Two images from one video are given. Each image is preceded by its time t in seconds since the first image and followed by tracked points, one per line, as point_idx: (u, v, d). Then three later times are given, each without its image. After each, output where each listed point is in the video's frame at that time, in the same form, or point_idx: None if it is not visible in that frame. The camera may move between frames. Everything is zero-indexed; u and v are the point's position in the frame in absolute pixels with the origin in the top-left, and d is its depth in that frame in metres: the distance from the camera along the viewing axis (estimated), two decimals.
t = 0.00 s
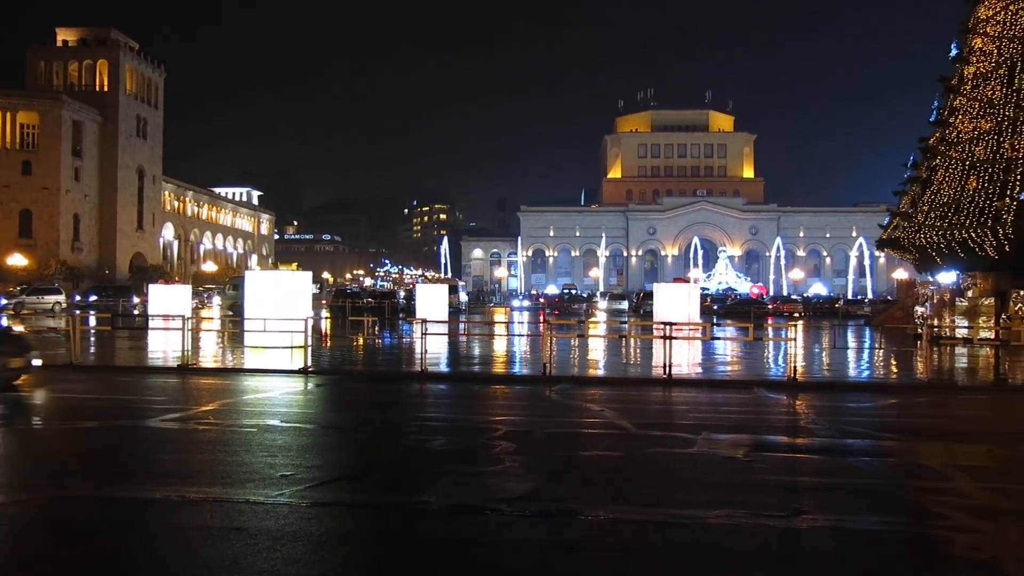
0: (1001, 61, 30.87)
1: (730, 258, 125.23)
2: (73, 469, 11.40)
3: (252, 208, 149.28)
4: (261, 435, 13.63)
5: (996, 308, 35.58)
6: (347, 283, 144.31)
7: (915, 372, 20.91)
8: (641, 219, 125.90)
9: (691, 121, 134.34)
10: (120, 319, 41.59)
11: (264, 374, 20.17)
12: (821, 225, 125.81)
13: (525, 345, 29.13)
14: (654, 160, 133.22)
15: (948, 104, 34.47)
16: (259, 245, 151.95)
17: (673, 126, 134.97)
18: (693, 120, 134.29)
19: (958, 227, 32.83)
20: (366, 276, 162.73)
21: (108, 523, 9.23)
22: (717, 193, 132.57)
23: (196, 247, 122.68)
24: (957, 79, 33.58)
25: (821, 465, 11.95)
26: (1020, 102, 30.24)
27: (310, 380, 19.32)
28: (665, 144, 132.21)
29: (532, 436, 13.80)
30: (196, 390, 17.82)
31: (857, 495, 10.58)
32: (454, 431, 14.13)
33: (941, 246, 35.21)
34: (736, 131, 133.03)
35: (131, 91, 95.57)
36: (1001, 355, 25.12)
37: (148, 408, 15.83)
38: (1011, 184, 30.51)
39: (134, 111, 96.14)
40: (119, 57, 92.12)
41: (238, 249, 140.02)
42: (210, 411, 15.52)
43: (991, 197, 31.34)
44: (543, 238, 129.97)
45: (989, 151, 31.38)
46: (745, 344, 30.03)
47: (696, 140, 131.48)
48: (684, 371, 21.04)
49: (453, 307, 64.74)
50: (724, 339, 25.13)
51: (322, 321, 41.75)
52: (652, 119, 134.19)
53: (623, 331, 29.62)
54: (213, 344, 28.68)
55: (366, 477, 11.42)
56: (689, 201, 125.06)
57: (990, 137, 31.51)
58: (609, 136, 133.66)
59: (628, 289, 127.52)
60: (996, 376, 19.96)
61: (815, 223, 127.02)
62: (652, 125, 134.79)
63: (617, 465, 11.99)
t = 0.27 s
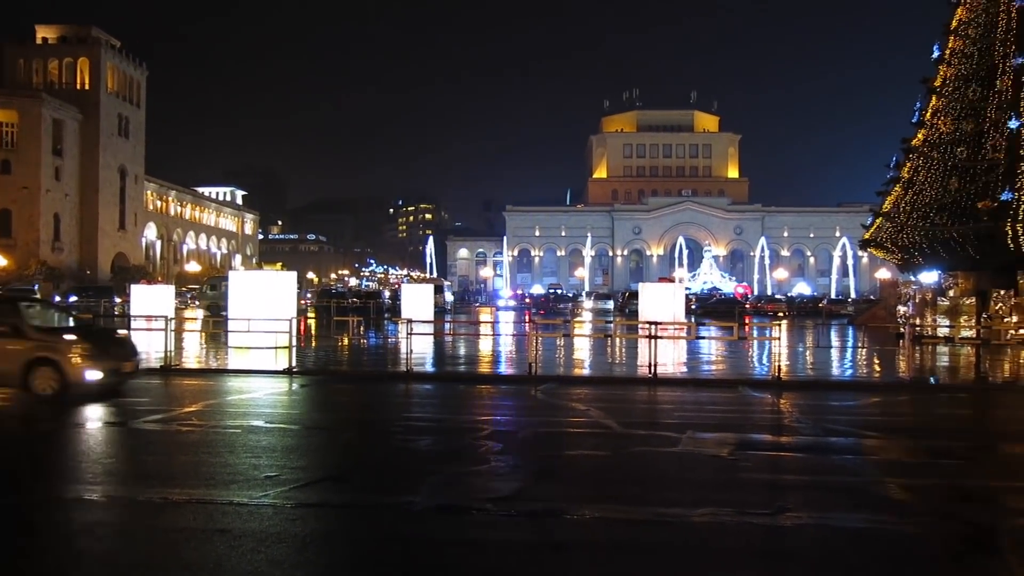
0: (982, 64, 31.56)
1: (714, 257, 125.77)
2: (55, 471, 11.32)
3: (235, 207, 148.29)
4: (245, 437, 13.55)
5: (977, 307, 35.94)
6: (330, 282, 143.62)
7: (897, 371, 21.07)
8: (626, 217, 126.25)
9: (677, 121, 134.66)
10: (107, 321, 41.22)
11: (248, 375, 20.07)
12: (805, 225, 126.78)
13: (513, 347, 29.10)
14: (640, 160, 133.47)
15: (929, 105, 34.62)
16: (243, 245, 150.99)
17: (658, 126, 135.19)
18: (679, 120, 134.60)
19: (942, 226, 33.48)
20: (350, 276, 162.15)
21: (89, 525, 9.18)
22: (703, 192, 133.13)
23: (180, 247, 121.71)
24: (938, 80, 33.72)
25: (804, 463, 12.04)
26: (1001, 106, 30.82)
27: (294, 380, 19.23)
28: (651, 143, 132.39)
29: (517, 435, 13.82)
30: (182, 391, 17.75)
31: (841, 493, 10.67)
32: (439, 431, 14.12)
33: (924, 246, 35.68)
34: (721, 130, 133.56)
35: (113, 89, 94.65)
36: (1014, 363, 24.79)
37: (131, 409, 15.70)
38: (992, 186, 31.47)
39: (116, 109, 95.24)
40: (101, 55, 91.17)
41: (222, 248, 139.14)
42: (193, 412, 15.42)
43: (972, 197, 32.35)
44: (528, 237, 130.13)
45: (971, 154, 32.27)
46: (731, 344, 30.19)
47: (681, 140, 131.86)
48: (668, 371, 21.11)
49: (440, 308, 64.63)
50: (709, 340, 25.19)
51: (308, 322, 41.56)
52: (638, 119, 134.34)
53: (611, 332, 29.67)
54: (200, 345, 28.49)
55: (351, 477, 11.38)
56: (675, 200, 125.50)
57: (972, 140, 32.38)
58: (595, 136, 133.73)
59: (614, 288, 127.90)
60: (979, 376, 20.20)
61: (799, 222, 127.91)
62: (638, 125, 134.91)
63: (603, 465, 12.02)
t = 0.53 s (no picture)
0: (947, 66, 32.69)
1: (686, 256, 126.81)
2: (15, 472, 11.10)
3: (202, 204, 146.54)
4: (212, 437, 13.39)
5: (942, 306, 36.21)
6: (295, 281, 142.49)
7: (864, 369, 21.41)
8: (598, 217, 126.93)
9: (649, 121, 135.31)
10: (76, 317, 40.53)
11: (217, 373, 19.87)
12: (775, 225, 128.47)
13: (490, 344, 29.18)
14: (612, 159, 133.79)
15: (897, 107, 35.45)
16: (212, 244, 148.95)
17: (631, 126, 135.60)
18: (651, 119, 135.24)
19: (906, 227, 34.15)
20: (318, 275, 161.00)
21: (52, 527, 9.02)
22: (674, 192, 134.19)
23: (147, 244, 119.83)
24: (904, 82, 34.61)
25: (770, 459, 12.19)
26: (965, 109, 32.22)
27: (264, 379, 19.11)
28: (623, 143, 132.79)
29: (487, 434, 13.80)
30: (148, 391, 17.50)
31: (806, 489, 10.82)
32: (409, 429, 14.09)
33: (890, 246, 36.05)
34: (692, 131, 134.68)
35: (78, 83, 93.07)
36: None
37: (97, 408, 15.48)
38: (957, 185, 32.61)
39: (81, 103, 93.70)
40: (66, 48, 89.60)
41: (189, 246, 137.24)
42: (161, 412, 15.23)
43: (937, 197, 33.15)
44: (500, 236, 130.39)
45: (937, 153, 33.02)
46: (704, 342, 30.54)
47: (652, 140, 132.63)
48: (641, 369, 21.28)
49: (412, 306, 64.44)
50: (682, 337, 25.37)
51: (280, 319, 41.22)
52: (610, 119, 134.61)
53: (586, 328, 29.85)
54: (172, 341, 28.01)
55: (319, 477, 11.30)
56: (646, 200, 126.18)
57: (938, 140, 33.17)
58: (568, 134, 133.41)
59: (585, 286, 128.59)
60: (946, 373, 20.66)
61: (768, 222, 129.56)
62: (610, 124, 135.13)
63: (572, 463, 12.04)
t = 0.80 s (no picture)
0: (901, 67, 33.30)
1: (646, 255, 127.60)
2: None
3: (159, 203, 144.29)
4: (168, 439, 13.19)
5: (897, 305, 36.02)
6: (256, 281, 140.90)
7: (821, 366, 21.72)
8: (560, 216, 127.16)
9: (609, 120, 135.39)
10: (23, 321, 39.62)
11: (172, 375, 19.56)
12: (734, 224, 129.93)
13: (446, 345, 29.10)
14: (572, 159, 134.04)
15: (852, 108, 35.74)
16: (169, 243, 146.91)
17: (591, 125, 135.70)
18: (611, 119, 135.36)
19: (861, 226, 34.36)
20: (279, 275, 159.42)
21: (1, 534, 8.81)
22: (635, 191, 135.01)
23: (101, 244, 117.97)
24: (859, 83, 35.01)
25: (730, 457, 12.30)
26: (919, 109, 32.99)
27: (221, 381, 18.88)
28: (583, 142, 133.05)
29: (448, 434, 13.77)
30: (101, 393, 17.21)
31: (766, 485, 10.93)
32: (370, 430, 14.03)
33: (845, 245, 36.45)
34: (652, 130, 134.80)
35: (29, 80, 91.10)
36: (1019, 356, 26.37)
37: (48, 412, 15.17)
38: (910, 186, 33.08)
39: (32, 101, 91.73)
40: (15, 45, 87.60)
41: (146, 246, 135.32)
42: (116, 415, 14.98)
43: (892, 197, 33.53)
44: (462, 235, 130.20)
45: (892, 153, 33.40)
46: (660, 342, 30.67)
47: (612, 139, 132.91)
48: (601, 368, 21.36)
49: (371, 306, 63.99)
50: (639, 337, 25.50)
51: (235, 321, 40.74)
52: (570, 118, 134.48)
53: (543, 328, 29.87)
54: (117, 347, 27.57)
55: (279, 479, 11.19)
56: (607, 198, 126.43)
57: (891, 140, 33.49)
58: (528, 134, 133.31)
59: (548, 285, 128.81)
60: (899, 370, 21.03)
61: (728, 221, 130.90)
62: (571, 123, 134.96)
63: (535, 462, 12.04)
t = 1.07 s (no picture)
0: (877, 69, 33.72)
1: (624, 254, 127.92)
2: None
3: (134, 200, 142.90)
4: (143, 438, 13.06)
5: (871, 305, 36.31)
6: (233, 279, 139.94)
7: (798, 365, 21.93)
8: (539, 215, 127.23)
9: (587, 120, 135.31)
10: None
11: (148, 374, 19.36)
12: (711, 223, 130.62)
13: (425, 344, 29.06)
14: (551, 157, 134.18)
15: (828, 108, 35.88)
16: (144, 240, 145.66)
17: (569, 124, 135.63)
18: (590, 119, 135.33)
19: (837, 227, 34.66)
20: (257, 273, 158.47)
21: None
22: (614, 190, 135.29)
23: (75, 242, 116.74)
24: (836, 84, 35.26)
25: (707, 454, 12.39)
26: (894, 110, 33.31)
27: (198, 379, 18.72)
28: (561, 141, 133.21)
29: (428, 432, 13.77)
30: (74, 391, 16.99)
31: (743, 483, 11.00)
32: (350, 429, 13.99)
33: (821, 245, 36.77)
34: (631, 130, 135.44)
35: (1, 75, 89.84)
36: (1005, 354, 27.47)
37: (21, 412, 14.98)
38: (886, 186, 33.24)
39: (4, 96, 90.50)
40: None
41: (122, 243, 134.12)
42: (90, 414, 14.81)
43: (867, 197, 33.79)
44: (441, 233, 130.02)
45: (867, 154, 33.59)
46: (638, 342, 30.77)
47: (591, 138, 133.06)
48: (581, 366, 21.40)
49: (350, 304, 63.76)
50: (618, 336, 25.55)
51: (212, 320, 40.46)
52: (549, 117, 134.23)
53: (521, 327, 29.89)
54: (91, 346, 27.33)
55: (258, 477, 11.13)
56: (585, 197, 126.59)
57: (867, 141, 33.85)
58: (507, 132, 133.27)
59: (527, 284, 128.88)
60: (874, 369, 21.27)
61: (706, 220, 131.63)
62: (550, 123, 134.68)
63: (513, 461, 12.05)
